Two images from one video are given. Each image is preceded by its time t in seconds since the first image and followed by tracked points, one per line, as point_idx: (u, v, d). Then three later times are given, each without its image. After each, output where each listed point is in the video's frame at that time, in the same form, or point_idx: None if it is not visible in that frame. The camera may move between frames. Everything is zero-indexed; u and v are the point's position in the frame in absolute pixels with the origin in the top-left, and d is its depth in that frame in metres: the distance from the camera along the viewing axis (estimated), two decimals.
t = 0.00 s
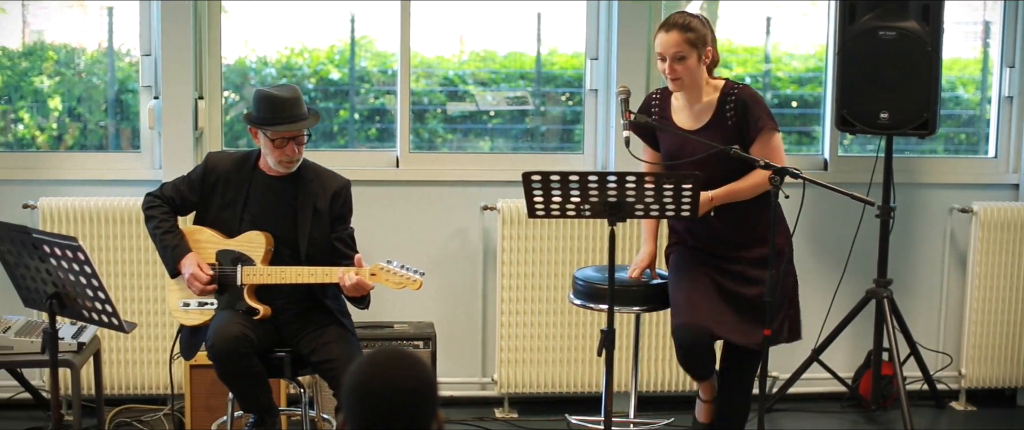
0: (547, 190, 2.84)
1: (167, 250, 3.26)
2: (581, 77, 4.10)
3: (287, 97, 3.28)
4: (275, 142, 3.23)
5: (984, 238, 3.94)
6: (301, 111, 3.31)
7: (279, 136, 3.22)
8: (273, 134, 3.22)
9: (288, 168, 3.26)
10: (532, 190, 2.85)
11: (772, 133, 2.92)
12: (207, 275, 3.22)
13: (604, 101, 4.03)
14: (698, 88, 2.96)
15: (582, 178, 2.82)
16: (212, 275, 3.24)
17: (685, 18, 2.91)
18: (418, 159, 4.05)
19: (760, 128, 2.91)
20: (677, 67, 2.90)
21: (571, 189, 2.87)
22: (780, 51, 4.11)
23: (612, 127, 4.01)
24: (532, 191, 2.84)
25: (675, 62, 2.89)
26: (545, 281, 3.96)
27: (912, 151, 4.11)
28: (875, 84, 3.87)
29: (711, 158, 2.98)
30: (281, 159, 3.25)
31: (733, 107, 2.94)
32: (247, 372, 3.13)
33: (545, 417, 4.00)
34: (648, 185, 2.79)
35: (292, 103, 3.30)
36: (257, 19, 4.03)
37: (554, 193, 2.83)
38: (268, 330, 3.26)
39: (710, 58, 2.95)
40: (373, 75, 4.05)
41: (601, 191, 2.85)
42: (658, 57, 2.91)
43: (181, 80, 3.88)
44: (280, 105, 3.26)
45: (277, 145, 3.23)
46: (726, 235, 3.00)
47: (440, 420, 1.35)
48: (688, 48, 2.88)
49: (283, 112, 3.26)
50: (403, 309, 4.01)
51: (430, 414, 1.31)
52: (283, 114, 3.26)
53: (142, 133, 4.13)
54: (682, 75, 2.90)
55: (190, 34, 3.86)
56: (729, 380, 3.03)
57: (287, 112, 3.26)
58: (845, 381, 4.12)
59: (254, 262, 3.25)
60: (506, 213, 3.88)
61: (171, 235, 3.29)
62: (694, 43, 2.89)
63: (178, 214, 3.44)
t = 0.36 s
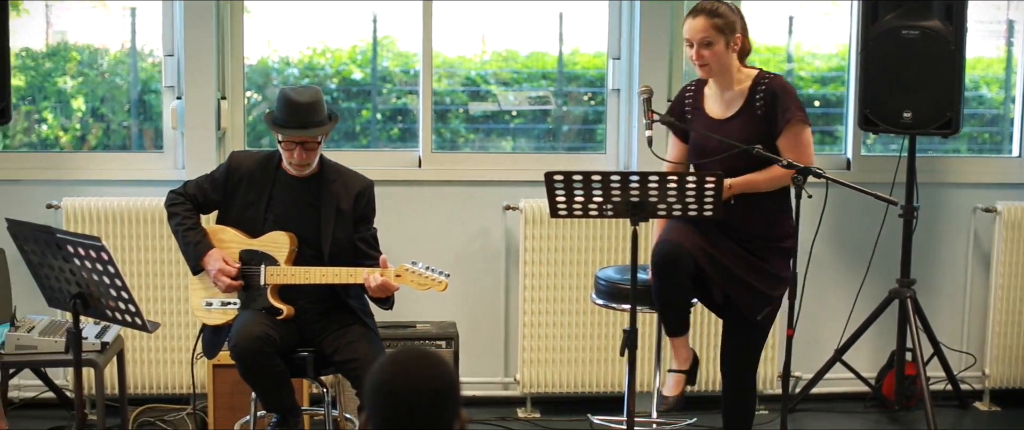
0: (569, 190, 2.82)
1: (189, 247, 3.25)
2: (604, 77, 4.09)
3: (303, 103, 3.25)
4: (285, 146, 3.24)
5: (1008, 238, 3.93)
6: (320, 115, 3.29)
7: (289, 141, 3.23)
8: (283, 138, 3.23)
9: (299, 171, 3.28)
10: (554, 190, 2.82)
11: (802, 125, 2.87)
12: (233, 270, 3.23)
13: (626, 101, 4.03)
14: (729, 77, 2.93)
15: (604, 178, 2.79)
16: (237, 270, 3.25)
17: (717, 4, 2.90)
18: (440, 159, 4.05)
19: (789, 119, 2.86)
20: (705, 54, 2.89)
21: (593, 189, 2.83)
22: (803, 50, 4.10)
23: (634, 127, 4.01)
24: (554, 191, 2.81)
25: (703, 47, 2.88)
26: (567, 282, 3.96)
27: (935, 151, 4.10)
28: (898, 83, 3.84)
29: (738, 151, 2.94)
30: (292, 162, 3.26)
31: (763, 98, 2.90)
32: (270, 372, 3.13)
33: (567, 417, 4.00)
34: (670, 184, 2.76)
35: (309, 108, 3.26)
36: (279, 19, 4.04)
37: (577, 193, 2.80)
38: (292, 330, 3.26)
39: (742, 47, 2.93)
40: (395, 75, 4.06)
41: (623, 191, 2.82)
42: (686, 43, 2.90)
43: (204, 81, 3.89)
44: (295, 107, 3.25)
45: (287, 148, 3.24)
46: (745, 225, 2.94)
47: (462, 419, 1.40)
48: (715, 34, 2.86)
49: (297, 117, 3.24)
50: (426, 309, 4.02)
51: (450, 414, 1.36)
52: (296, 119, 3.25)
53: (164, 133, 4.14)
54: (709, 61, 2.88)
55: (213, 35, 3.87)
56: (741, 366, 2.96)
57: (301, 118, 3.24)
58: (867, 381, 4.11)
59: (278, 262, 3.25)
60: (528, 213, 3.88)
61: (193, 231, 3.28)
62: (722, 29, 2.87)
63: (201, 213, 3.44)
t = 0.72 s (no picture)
0: (584, 190, 2.79)
1: (206, 250, 3.26)
2: (619, 77, 4.10)
3: (317, 109, 3.22)
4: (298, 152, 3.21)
5: None
6: (333, 120, 3.23)
7: (302, 146, 3.20)
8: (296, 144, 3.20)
9: (313, 175, 3.25)
10: (570, 190, 2.80)
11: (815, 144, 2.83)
12: (248, 274, 3.22)
13: (642, 101, 4.03)
14: (749, 81, 2.90)
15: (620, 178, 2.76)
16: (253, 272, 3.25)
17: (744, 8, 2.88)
18: (456, 160, 4.05)
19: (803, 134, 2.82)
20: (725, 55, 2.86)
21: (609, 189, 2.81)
22: (819, 50, 4.10)
23: (650, 127, 4.00)
24: (569, 191, 2.79)
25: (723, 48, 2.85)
26: (579, 282, 3.95)
27: (952, 151, 4.10)
28: (914, 83, 3.80)
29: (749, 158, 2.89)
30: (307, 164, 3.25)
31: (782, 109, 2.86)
32: (286, 372, 3.13)
33: (582, 417, 4.00)
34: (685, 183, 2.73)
35: (324, 115, 3.22)
36: (295, 20, 4.05)
37: (592, 194, 2.78)
38: (308, 330, 3.25)
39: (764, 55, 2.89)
40: (411, 76, 4.06)
41: (639, 191, 2.79)
42: (710, 41, 2.87)
43: (221, 81, 3.89)
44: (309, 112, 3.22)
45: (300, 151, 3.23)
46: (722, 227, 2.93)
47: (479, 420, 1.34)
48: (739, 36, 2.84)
49: (311, 122, 3.21)
50: (442, 310, 4.02)
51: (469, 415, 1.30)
52: (310, 124, 3.21)
53: (181, 134, 4.15)
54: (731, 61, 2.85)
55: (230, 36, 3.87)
56: (730, 363, 2.92)
57: (315, 123, 3.20)
58: (884, 381, 4.11)
59: (293, 262, 3.25)
60: (544, 213, 3.88)
61: (210, 233, 3.29)
62: (746, 32, 2.84)
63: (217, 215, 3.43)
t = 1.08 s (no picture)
0: (601, 189, 2.77)
1: (222, 251, 3.25)
2: (634, 77, 4.10)
3: (333, 111, 3.20)
4: (317, 154, 3.19)
5: None
6: (348, 122, 3.21)
7: (321, 149, 3.18)
8: (314, 147, 3.18)
9: (332, 175, 3.24)
10: (586, 190, 2.78)
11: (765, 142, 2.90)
12: (262, 278, 3.22)
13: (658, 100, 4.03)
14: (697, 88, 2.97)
15: (637, 177, 2.75)
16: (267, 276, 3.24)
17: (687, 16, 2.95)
18: (471, 159, 4.06)
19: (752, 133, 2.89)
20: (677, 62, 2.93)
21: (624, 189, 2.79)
22: (834, 50, 4.11)
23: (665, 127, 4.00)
24: (585, 191, 2.77)
25: (673, 55, 2.92)
26: (590, 282, 3.95)
27: (968, 150, 4.09)
28: (931, 82, 3.75)
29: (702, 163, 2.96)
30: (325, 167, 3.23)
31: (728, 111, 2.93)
32: (302, 372, 3.11)
33: (598, 417, 4.00)
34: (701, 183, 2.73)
35: (339, 117, 3.20)
36: (311, 20, 4.05)
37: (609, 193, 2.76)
38: (323, 331, 3.23)
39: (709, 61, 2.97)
40: (426, 76, 4.07)
41: (654, 190, 2.78)
42: (662, 48, 2.94)
43: (236, 81, 3.89)
44: (325, 116, 3.20)
45: (320, 155, 3.21)
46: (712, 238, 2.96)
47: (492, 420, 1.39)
48: (692, 42, 2.91)
49: (328, 125, 3.18)
50: (457, 309, 4.02)
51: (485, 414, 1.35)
52: (327, 127, 3.19)
53: (196, 134, 4.16)
54: (682, 68, 2.92)
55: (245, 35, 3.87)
56: (739, 370, 2.89)
57: (333, 125, 3.18)
58: (899, 381, 4.11)
59: (309, 262, 3.23)
60: (560, 213, 3.88)
61: (226, 235, 3.28)
62: (699, 38, 2.92)
63: (231, 216, 3.42)
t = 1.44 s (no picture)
0: (612, 188, 2.77)
1: (233, 251, 3.22)
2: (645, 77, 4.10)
3: (347, 108, 3.19)
4: (333, 153, 3.18)
5: None
6: (361, 119, 3.21)
7: (337, 148, 3.17)
8: (330, 145, 3.17)
9: (347, 174, 3.23)
10: (597, 189, 2.77)
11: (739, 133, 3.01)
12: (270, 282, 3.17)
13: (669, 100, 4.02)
14: (673, 92, 3.04)
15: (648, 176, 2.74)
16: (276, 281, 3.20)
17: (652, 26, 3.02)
18: (482, 159, 4.06)
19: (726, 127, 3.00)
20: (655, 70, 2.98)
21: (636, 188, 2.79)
22: (845, 49, 4.12)
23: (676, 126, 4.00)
24: (596, 190, 2.77)
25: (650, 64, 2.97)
26: (598, 281, 3.95)
27: (979, 150, 4.09)
28: (942, 81, 3.71)
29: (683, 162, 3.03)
30: (340, 165, 3.21)
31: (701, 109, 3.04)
32: (310, 372, 3.09)
33: (609, 417, 3.99)
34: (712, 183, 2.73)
35: (353, 114, 3.20)
36: (322, 20, 4.05)
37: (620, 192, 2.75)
38: (333, 331, 3.20)
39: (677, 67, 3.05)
40: (437, 76, 4.07)
41: (665, 190, 2.78)
42: (637, 59, 2.98)
43: (247, 81, 3.90)
44: (337, 114, 3.19)
45: (336, 154, 3.19)
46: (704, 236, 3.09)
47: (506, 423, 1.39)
48: (668, 50, 2.97)
49: (344, 123, 3.18)
50: (469, 309, 4.03)
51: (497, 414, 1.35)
52: (343, 125, 3.18)
53: (207, 134, 4.16)
54: (661, 77, 2.97)
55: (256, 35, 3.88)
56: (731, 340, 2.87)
57: (348, 123, 3.18)
58: (911, 381, 4.10)
59: (319, 262, 3.21)
60: (571, 213, 3.88)
61: (237, 235, 3.25)
62: (673, 45, 2.99)
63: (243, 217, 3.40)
